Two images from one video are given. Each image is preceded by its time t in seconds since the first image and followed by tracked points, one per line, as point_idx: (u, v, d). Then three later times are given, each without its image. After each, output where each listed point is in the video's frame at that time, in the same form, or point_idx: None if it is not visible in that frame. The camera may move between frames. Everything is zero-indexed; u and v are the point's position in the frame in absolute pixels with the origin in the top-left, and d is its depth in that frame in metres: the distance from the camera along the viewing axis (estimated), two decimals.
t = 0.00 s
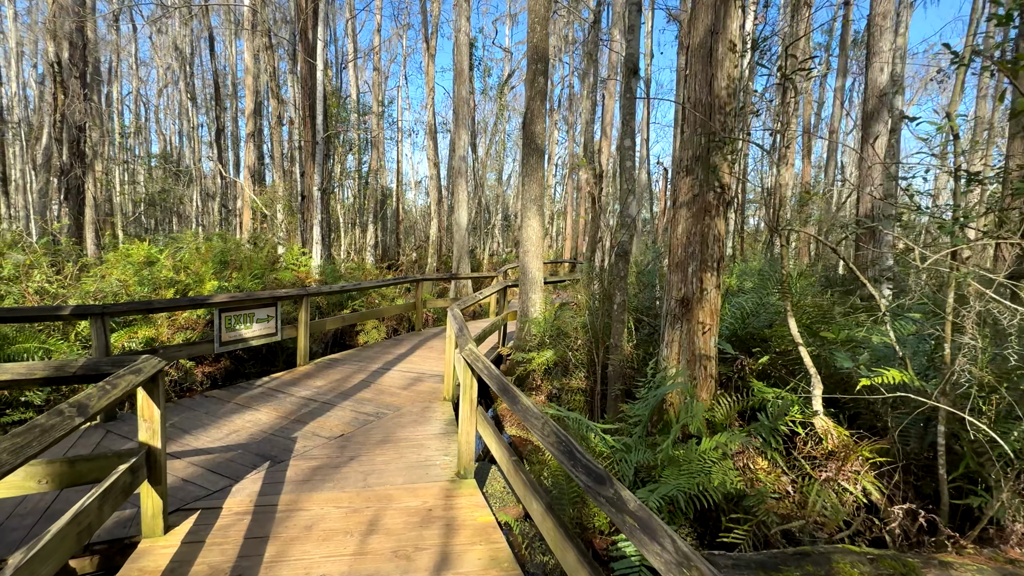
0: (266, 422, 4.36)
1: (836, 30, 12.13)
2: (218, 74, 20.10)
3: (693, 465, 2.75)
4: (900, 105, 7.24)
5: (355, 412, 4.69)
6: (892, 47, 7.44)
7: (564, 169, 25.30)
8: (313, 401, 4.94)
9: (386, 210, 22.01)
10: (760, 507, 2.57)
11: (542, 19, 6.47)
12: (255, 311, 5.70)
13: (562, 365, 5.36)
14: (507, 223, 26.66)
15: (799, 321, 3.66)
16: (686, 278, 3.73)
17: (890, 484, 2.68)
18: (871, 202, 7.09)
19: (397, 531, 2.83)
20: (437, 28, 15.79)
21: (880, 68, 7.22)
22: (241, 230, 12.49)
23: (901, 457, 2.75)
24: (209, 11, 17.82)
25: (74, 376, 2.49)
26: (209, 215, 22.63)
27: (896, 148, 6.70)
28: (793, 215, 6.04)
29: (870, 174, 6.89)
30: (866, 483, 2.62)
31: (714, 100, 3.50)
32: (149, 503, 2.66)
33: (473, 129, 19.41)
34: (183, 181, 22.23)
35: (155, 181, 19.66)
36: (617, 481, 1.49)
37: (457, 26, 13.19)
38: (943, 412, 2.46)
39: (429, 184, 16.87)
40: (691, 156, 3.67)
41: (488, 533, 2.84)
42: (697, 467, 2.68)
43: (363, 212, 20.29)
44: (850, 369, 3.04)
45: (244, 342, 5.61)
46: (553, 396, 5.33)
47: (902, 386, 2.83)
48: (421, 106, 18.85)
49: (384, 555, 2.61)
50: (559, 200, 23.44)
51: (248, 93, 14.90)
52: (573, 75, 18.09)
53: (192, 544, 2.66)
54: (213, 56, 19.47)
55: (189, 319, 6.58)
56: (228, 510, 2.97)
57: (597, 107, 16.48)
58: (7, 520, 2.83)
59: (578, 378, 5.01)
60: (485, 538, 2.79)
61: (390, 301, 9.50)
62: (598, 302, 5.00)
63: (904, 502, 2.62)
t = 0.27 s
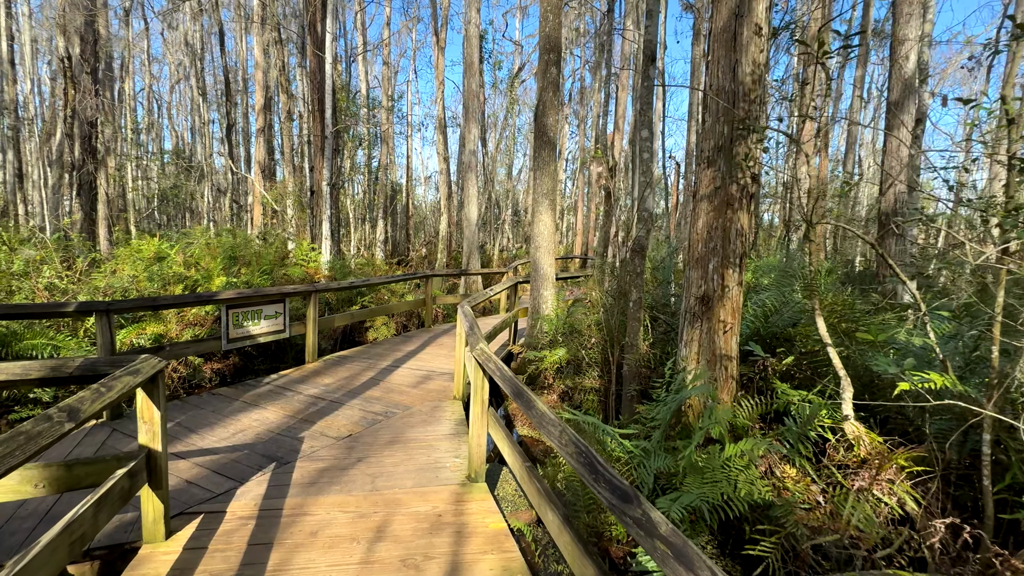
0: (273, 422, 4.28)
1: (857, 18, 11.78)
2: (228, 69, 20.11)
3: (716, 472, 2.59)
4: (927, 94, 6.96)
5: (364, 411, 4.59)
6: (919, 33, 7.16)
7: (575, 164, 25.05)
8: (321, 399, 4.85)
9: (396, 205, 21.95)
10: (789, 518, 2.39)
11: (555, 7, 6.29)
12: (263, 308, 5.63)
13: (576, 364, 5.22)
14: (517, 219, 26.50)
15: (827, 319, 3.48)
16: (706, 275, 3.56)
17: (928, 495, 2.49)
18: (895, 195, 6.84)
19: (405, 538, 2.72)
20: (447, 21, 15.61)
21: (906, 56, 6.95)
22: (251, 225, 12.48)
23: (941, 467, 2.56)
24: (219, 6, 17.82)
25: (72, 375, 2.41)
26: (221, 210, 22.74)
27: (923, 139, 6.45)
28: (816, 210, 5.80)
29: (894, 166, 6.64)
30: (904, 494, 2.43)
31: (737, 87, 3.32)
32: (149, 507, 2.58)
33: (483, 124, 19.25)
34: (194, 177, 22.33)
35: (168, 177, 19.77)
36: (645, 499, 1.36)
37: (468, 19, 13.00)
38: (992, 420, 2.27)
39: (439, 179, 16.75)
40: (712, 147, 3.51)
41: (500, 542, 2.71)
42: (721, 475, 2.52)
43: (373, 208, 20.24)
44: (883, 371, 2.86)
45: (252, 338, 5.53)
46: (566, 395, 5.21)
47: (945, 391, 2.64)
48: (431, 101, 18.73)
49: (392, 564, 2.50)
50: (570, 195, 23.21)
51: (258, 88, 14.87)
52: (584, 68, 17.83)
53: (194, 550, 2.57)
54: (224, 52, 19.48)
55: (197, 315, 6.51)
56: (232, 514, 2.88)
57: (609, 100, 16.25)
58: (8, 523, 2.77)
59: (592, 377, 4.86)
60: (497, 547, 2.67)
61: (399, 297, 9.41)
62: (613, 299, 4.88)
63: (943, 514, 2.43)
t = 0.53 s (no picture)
0: (280, 422, 4.19)
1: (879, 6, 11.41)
2: (239, 64, 20.10)
3: (742, 485, 2.43)
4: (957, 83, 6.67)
5: (372, 411, 4.49)
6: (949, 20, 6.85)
7: (586, 158, 24.77)
8: (329, 399, 4.76)
9: (406, 200, 21.87)
10: (821, 536, 2.23)
11: None
12: (270, 305, 5.55)
13: (589, 364, 5.07)
14: (527, 214, 26.30)
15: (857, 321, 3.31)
16: (729, 273, 3.40)
17: (972, 512, 2.32)
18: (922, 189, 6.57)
19: (413, 549, 2.60)
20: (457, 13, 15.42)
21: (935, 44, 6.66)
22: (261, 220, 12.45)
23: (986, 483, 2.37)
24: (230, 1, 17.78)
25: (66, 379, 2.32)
26: (232, 205, 22.83)
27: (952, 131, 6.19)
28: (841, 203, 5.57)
29: (921, 158, 6.37)
30: (947, 513, 2.26)
31: (763, 75, 3.13)
32: (149, 515, 2.50)
33: (493, 118, 19.06)
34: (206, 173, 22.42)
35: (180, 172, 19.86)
36: (677, 532, 1.23)
37: (478, 10, 12.80)
38: None
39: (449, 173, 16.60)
40: (735, 138, 3.33)
41: (513, 554, 2.59)
42: (747, 488, 2.36)
43: (383, 203, 20.17)
44: (922, 378, 2.69)
45: (259, 336, 5.45)
46: (579, 396, 5.09)
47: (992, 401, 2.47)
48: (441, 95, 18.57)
49: None
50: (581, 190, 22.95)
51: (268, 83, 14.82)
52: (596, 60, 17.56)
53: (195, 560, 2.47)
54: (235, 46, 19.47)
55: (205, 311, 6.44)
56: (235, 521, 2.78)
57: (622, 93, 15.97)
58: (7, 528, 2.71)
59: (606, 377, 4.73)
60: (509, 560, 2.54)
61: (409, 293, 9.31)
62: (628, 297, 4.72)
63: (990, 534, 2.25)
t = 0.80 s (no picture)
0: (286, 422, 4.10)
1: None
2: (249, 60, 20.11)
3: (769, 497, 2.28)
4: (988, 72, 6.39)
5: (380, 412, 4.38)
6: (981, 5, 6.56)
7: (597, 153, 24.49)
8: (336, 398, 4.67)
9: (416, 196, 21.80)
10: (857, 554, 2.09)
11: None
12: (277, 302, 5.46)
13: (602, 364, 4.94)
14: (537, 209, 26.10)
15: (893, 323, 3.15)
16: (753, 271, 3.23)
17: (1021, 531, 2.15)
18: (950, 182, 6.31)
19: (421, 560, 2.48)
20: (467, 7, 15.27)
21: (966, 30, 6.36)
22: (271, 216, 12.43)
23: None
24: None
25: (61, 382, 2.24)
26: (243, 201, 22.88)
27: (982, 123, 5.93)
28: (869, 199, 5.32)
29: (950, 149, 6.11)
30: (995, 532, 2.09)
31: (793, 61, 2.96)
32: (148, 522, 2.41)
33: (503, 113, 18.90)
34: (217, 169, 22.50)
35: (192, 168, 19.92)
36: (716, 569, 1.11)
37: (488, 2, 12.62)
38: None
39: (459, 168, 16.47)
40: (761, 129, 3.16)
41: (524, 567, 2.46)
42: (776, 501, 2.21)
43: (393, 199, 20.10)
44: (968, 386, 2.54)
45: (266, 333, 5.37)
46: (591, 396, 4.97)
47: None
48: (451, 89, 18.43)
49: None
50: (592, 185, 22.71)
51: (278, 78, 14.79)
52: (608, 53, 17.30)
53: (195, 568, 2.38)
54: (245, 41, 19.44)
55: (213, 308, 6.37)
56: (238, 527, 2.68)
57: (635, 86, 15.70)
58: (6, 532, 2.65)
59: (620, 378, 4.60)
60: (522, 572, 2.42)
61: (418, 290, 9.22)
62: (644, 296, 4.58)
63: None
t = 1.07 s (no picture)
0: (292, 422, 4.00)
1: None
2: (259, 56, 20.11)
3: (800, 511, 2.13)
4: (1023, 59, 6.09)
5: (387, 412, 4.28)
6: None
7: (608, 148, 24.22)
8: (343, 398, 4.58)
9: (425, 192, 21.71)
10: None
11: None
12: (284, 299, 5.38)
13: (616, 365, 4.81)
14: (547, 206, 25.91)
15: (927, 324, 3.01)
16: (779, 269, 3.10)
17: None
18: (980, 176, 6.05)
19: (428, 571, 2.37)
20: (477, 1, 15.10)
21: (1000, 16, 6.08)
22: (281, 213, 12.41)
23: None
24: None
25: (55, 385, 2.13)
26: (254, 197, 22.95)
27: (1015, 113, 5.67)
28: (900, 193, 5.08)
29: (980, 142, 5.85)
30: None
31: (824, 46, 2.81)
32: (145, 529, 2.31)
33: (513, 108, 18.71)
34: (228, 165, 22.58)
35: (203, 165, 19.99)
36: None
37: None
38: None
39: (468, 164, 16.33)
40: (789, 119, 3.04)
41: None
42: (808, 518, 2.05)
43: (402, 195, 20.03)
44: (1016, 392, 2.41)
45: (273, 331, 5.30)
46: (605, 398, 4.85)
47: None
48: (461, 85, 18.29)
49: None
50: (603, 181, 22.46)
51: (288, 74, 14.75)
52: (620, 47, 17.03)
53: None
54: (255, 37, 19.43)
55: (221, 305, 6.31)
56: (239, 535, 2.58)
57: (647, 81, 15.44)
58: (4, 537, 2.58)
59: (635, 380, 4.48)
60: None
61: (427, 287, 9.11)
62: (659, 295, 4.45)
63: None
